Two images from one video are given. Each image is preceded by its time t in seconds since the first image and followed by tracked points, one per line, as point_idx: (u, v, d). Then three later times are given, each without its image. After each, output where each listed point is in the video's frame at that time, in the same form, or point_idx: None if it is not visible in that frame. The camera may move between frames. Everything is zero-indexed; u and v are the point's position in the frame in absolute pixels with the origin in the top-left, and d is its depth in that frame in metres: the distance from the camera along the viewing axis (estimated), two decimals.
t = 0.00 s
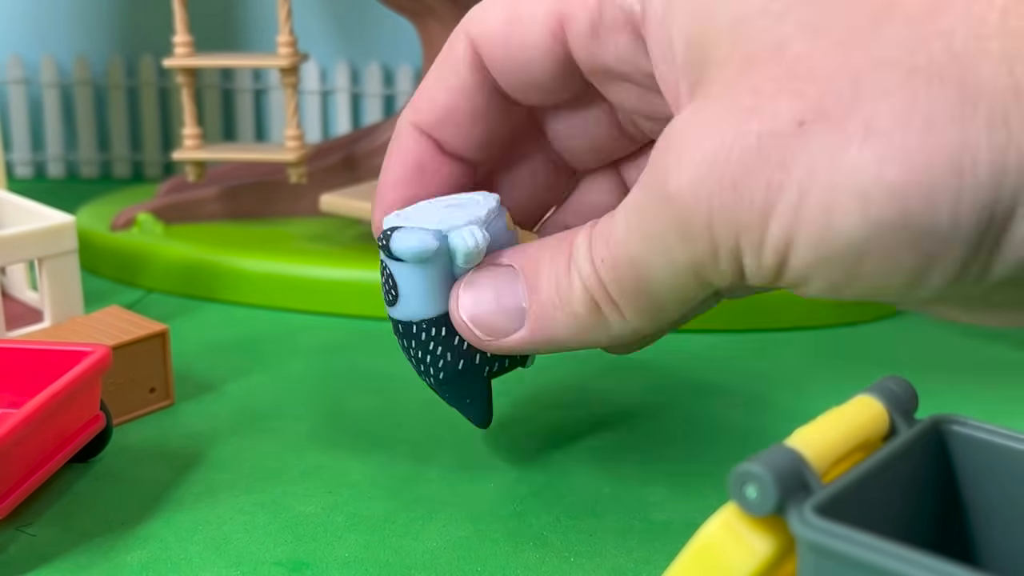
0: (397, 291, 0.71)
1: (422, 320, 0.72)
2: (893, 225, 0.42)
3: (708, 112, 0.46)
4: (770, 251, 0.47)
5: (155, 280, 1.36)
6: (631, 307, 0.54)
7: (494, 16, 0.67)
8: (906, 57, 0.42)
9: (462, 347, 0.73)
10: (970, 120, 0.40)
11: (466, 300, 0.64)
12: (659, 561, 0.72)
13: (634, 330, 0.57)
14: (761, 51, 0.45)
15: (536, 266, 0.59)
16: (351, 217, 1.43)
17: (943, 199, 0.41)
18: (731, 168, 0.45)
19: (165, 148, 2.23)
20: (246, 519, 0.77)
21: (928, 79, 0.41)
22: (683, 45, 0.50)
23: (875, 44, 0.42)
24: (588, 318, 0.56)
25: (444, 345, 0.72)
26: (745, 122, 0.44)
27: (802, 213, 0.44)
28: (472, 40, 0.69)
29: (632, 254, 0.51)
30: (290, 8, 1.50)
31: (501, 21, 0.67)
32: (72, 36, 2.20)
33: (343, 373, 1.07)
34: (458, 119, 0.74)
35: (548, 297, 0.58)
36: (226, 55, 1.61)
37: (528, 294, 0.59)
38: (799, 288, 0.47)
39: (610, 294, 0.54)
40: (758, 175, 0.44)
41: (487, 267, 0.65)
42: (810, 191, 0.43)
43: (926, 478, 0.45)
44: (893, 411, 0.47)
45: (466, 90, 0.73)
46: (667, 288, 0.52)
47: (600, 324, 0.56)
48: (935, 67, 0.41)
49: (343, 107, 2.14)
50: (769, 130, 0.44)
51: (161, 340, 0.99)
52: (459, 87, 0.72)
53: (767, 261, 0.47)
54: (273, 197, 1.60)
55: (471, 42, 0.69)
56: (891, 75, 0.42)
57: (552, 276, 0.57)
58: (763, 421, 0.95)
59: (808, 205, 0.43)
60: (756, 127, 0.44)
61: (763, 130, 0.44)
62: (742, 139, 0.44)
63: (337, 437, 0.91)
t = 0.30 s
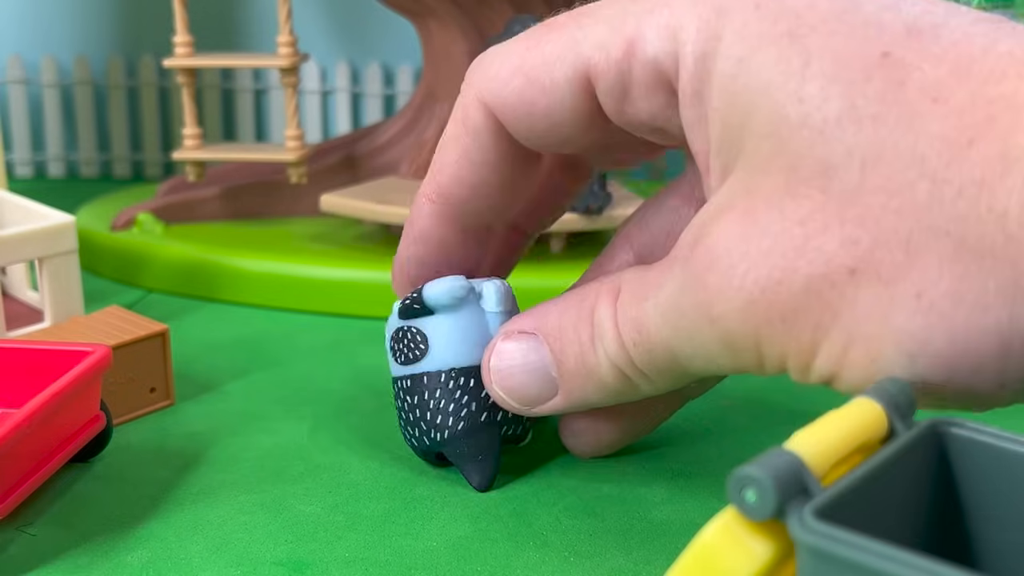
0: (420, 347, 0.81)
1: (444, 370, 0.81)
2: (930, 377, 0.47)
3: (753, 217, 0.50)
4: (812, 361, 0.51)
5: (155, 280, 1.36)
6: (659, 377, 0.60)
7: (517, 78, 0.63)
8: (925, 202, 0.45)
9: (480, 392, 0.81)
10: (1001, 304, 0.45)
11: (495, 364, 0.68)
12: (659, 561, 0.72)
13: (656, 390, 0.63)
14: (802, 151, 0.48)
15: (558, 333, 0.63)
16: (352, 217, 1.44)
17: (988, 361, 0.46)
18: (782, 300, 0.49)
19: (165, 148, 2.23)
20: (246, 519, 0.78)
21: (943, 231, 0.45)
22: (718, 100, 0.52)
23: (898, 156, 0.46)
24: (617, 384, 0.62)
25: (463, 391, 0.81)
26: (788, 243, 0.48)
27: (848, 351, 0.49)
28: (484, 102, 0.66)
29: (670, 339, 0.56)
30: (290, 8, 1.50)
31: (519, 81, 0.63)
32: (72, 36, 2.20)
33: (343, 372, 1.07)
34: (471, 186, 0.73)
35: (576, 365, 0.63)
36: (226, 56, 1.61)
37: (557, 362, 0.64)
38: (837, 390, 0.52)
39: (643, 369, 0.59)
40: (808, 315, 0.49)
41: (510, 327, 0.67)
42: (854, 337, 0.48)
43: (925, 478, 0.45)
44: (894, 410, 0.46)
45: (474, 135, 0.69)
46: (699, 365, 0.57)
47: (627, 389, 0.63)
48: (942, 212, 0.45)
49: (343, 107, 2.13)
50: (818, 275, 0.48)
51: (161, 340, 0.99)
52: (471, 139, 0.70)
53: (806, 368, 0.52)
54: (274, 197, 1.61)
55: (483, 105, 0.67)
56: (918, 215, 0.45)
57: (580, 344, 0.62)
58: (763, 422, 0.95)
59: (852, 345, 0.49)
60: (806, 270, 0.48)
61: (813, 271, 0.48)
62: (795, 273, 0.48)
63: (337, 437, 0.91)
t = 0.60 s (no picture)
0: (400, 367, 0.81)
1: (420, 394, 0.80)
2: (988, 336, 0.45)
3: (797, 190, 0.46)
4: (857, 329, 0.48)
5: (155, 280, 1.36)
6: (694, 351, 0.56)
7: (548, 112, 0.58)
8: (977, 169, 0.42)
9: (455, 419, 0.80)
10: None
11: (507, 352, 0.64)
12: (659, 560, 0.72)
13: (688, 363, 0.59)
14: (842, 119, 0.44)
15: (578, 307, 0.59)
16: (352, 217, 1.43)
17: None
18: (830, 273, 0.46)
19: (165, 148, 2.23)
20: (246, 519, 0.78)
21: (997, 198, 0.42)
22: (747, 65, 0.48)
23: (945, 119, 0.42)
24: (646, 361, 0.58)
25: (438, 415, 0.80)
26: (836, 214, 0.45)
27: (900, 318, 0.46)
28: (515, 149, 0.61)
29: (705, 315, 0.52)
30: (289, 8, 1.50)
31: (554, 117, 0.58)
32: (72, 36, 2.20)
33: (343, 372, 1.07)
34: (494, 237, 0.67)
35: (599, 344, 0.59)
36: (225, 55, 1.61)
37: (578, 343, 0.60)
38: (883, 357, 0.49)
39: (669, 344, 0.56)
40: (861, 281, 0.46)
41: (520, 312, 0.63)
42: (907, 303, 0.45)
43: (924, 478, 0.45)
44: (892, 412, 0.46)
45: (501, 188, 0.63)
46: (738, 338, 0.53)
47: (658, 365, 0.59)
48: (996, 182, 0.41)
49: (343, 107, 2.13)
50: (870, 245, 0.44)
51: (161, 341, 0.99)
52: (496, 191, 0.64)
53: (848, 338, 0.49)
54: (274, 197, 1.61)
55: (514, 154, 0.61)
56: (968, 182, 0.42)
57: (603, 321, 0.58)
58: (763, 422, 0.95)
59: (905, 311, 0.46)
60: (858, 240, 0.45)
61: (864, 240, 0.45)
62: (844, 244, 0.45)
63: (337, 437, 0.91)
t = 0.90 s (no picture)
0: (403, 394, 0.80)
1: (423, 424, 0.79)
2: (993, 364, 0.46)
3: (795, 226, 0.48)
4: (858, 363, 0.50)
5: (155, 280, 1.36)
6: (692, 382, 0.59)
7: (557, 160, 0.58)
8: (969, 211, 0.43)
9: (459, 450, 0.78)
10: None
11: (514, 397, 0.66)
12: (659, 561, 0.72)
13: (684, 393, 0.63)
14: (838, 159, 0.46)
15: (577, 347, 0.62)
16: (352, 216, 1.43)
17: None
18: (827, 305, 0.48)
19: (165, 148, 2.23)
20: (246, 519, 0.78)
21: (989, 240, 0.43)
22: (739, 107, 0.49)
23: (937, 159, 0.43)
24: (648, 392, 0.61)
25: (438, 444, 0.78)
26: (833, 250, 0.47)
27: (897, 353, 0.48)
28: (529, 201, 0.60)
29: (706, 348, 0.55)
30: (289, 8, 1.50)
31: (564, 164, 0.58)
32: (72, 36, 2.20)
33: (343, 372, 1.07)
34: (521, 290, 0.65)
35: (601, 380, 0.62)
36: (225, 55, 1.61)
37: (581, 383, 0.63)
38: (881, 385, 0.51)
39: (670, 376, 0.59)
40: (858, 317, 0.48)
41: (520, 353, 0.66)
42: (902, 339, 0.47)
43: (924, 479, 0.45)
44: (893, 413, 0.46)
45: (518, 241, 0.62)
46: (736, 367, 0.56)
47: (659, 397, 0.62)
48: (988, 223, 0.43)
49: (343, 107, 2.14)
50: (866, 282, 0.46)
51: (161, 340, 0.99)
52: (514, 246, 0.62)
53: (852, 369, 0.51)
54: (274, 197, 1.61)
55: (528, 204, 0.60)
56: (959, 225, 0.44)
57: (602, 360, 0.61)
58: (763, 422, 0.95)
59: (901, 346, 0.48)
60: (854, 277, 0.46)
61: (861, 276, 0.46)
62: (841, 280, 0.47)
63: (337, 437, 0.91)
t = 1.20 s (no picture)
0: (397, 425, 0.78)
1: (416, 467, 0.76)
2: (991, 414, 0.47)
3: (780, 282, 0.50)
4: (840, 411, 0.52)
5: (155, 280, 1.36)
6: (688, 421, 0.63)
7: (549, 226, 0.58)
8: (959, 267, 0.44)
9: (462, 484, 0.77)
10: None
11: (519, 444, 0.69)
12: (659, 560, 0.72)
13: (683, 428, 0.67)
14: (824, 215, 0.47)
15: (580, 388, 0.66)
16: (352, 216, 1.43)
17: None
18: (820, 362, 0.49)
19: (165, 148, 2.23)
20: (246, 519, 0.78)
21: (981, 295, 0.44)
22: (720, 164, 0.50)
23: (925, 216, 0.44)
24: (650, 430, 0.65)
25: (439, 479, 0.76)
26: (824, 309, 0.48)
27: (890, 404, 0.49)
28: (524, 265, 0.60)
29: (703, 394, 0.58)
30: (289, 8, 1.50)
31: (558, 229, 0.57)
32: (72, 35, 2.20)
33: (343, 372, 1.07)
34: (525, 348, 0.66)
35: (606, 418, 0.66)
36: (225, 55, 1.61)
37: (584, 425, 0.67)
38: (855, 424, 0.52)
39: (671, 417, 0.62)
40: (850, 373, 0.49)
41: (521, 400, 0.68)
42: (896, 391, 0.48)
43: (925, 480, 0.44)
44: (893, 412, 0.45)
45: (518, 305, 0.62)
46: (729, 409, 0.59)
47: (657, 435, 0.66)
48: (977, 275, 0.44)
49: (343, 107, 2.13)
50: (860, 339, 0.47)
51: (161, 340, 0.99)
52: (515, 311, 0.62)
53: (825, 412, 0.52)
54: (274, 197, 1.61)
55: (523, 270, 0.60)
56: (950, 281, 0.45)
57: (606, 400, 0.65)
58: (762, 423, 0.94)
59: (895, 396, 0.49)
60: (845, 331, 0.48)
61: (851, 334, 0.48)
62: (833, 339, 0.48)
63: (337, 437, 0.91)
